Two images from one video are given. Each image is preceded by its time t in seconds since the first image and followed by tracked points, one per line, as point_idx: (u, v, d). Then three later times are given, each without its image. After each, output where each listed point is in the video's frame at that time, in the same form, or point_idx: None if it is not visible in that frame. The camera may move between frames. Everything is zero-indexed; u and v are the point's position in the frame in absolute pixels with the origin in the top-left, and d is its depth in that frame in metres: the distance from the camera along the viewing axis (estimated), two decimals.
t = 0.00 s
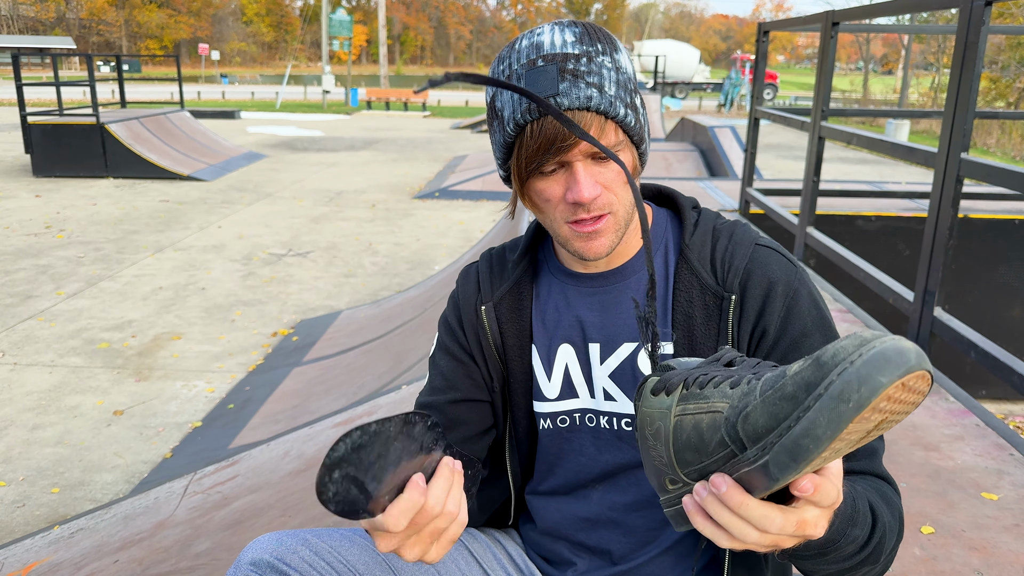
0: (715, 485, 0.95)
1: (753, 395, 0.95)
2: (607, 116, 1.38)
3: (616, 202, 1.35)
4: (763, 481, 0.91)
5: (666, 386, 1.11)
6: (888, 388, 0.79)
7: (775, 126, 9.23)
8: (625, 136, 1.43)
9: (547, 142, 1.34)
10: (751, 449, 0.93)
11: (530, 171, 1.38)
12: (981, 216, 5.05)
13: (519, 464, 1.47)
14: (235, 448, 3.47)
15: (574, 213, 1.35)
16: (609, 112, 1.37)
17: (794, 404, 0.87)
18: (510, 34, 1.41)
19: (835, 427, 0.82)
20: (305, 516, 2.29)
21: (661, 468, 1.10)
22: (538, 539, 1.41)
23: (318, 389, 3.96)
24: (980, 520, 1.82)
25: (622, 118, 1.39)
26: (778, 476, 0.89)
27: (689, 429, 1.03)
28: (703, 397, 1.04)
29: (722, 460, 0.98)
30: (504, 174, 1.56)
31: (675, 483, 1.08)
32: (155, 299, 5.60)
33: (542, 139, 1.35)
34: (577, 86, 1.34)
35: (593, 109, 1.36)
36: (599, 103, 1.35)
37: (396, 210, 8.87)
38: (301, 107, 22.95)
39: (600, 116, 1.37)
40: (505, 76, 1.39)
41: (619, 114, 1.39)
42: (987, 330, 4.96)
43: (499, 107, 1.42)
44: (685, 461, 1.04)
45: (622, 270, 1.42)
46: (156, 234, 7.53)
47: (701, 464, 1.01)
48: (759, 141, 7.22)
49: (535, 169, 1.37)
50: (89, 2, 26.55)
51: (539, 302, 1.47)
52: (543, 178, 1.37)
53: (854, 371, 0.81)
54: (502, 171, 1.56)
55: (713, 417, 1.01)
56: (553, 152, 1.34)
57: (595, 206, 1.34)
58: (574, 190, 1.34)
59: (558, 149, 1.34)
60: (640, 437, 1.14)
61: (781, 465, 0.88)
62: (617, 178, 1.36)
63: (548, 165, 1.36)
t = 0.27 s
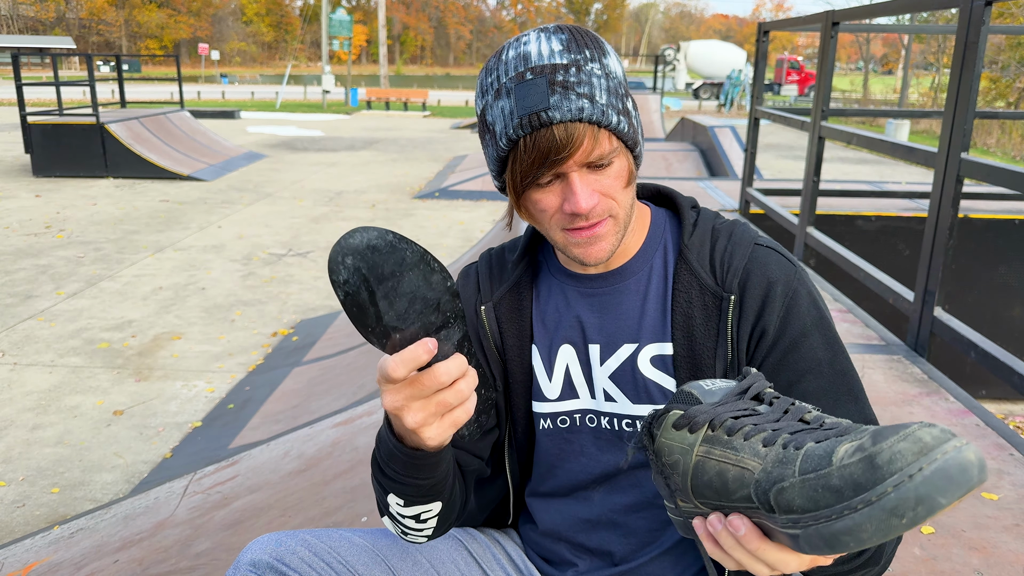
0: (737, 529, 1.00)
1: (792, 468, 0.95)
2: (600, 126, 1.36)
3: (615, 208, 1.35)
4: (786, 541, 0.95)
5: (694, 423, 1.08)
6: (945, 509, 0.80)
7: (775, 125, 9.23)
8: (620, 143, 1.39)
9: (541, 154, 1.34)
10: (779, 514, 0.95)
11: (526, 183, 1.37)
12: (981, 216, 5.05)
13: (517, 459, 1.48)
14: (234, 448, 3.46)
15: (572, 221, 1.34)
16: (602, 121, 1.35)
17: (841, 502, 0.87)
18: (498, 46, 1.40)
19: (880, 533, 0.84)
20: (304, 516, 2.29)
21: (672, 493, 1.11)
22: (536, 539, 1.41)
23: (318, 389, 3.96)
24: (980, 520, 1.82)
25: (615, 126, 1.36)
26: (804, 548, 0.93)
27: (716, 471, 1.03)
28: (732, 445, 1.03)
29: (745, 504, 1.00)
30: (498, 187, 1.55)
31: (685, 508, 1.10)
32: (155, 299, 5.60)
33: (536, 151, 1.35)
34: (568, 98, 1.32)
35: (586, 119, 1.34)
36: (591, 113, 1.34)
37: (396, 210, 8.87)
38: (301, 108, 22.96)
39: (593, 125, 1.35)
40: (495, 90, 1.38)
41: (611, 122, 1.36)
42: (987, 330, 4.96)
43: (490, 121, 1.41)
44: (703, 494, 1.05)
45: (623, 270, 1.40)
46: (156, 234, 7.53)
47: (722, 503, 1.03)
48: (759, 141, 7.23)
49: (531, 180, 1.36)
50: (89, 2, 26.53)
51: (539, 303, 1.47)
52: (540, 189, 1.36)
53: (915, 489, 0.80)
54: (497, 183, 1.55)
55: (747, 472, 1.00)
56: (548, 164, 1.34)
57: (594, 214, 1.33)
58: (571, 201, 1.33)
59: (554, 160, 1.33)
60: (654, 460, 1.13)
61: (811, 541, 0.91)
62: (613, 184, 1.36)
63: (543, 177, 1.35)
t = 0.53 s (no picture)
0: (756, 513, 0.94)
1: (787, 419, 0.91)
2: (599, 123, 1.35)
3: (617, 207, 1.35)
4: (809, 500, 0.90)
5: (683, 415, 1.06)
6: (938, 402, 0.77)
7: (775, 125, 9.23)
8: (621, 141, 1.39)
9: (540, 154, 1.34)
10: (791, 474, 0.89)
11: (526, 183, 1.37)
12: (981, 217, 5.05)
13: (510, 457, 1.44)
14: (235, 448, 3.47)
15: (573, 222, 1.34)
16: (602, 119, 1.34)
17: (841, 431, 0.83)
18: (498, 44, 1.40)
19: (889, 448, 0.80)
20: (305, 516, 2.30)
21: (687, 495, 1.06)
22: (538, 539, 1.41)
23: (317, 389, 3.96)
24: (980, 520, 1.82)
25: (615, 124, 1.36)
26: (827, 499, 0.87)
27: (716, 456, 0.99)
28: (727, 423, 0.99)
29: (756, 485, 0.95)
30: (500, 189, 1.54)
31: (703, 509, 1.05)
32: (155, 299, 5.60)
33: (535, 151, 1.35)
34: (567, 97, 1.32)
35: (585, 117, 1.33)
36: (591, 112, 1.33)
37: (396, 210, 8.88)
38: (301, 108, 22.96)
39: (592, 124, 1.34)
40: (493, 90, 1.38)
41: (611, 120, 1.36)
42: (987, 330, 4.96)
43: (490, 121, 1.41)
44: (717, 490, 1.00)
45: (627, 271, 1.41)
46: (156, 234, 7.53)
47: (733, 490, 0.98)
48: (759, 141, 7.23)
49: (531, 180, 1.36)
50: (89, 2, 26.51)
51: (541, 300, 1.47)
52: (540, 189, 1.37)
53: (903, 391, 0.77)
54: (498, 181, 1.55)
55: (744, 445, 0.96)
56: (548, 164, 1.34)
57: (595, 213, 1.33)
58: (572, 201, 1.33)
59: (553, 160, 1.33)
60: (659, 467, 1.09)
61: (831, 488, 0.86)
62: (614, 184, 1.36)
63: (544, 177, 1.35)
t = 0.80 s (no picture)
0: (690, 502, 0.92)
1: (688, 395, 0.91)
2: (599, 121, 1.35)
3: (617, 206, 1.35)
4: (726, 476, 0.87)
5: (616, 418, 1.06)
6: (796, 345, 0.78)
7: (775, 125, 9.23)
8: (621, 139, 1.38)
9: (540, 152, 1.34)
10: (701, 448, 0.88)
11: (526, 180, 1.37)
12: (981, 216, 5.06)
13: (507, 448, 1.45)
14: (235, 448, 3.47)
15: (573, 220, 1.34)
16: (601, 117, 1.34)
17: (725, 392, 0.83)
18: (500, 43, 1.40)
19: (763, 397, 0.80)
20: (304, 516, 2.30)
21: (635, 500, 1.04)
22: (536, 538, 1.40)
23: (318, 389, 3.97)
24: (980, 520, 1.82)
25: (614, 122, 1.35)
26: (734, 465, 0.85)
27: (643, 451, 0.98)
28: (649, 416, 0.99)
29: (683, 475, 0.94)
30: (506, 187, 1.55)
31: (655, 512, 1.02)
32: (155, 299, 5.60)
33: (534, 148, 1.35)
34: (565, 95, 1.32)
35: (583, 116, 1.33)
36: (589, 110, 1.33)
37: (396, 210, 8.88)
38: (301, 108, 22.96)
39: (591, 122, 1.34)
40: (495, 89, 1.39)
41: (611, 118, 1.35)
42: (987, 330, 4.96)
43: (492, 119, 1.42)
44: (660, 488, 0.98)
45: (631, 270, 1.41)
46: (156, 234, 7.53)
47: (669, 483, 0.96)
48: (759, 141, 7.23)
49: (531, 179, 1.37)
50: (89, 3, 26.50)
51: (548, 296, 1.47)
52: (541, 188, 1.37)
53: (763, 339, 0.79)
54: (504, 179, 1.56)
55: (662, 432, 0.96)
56: (547, 162, 1.34)
57: (595, 212, 1.33)
58: (571, 198, 1.33)
59: (552, 158, 1.33)
60: (605, 474, 1.07)
61: (731, 451, 0.84)
62: (614, 182, 1.36)
63: (543, 175, 1.35)
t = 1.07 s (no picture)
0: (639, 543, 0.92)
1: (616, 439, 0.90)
2: (594, 127, 1.33)
3: (614, 210, 1.35)
4: (665, 506, 0.87)
5: (555, 479, 1.01)
6: (700, 366, 0.81)
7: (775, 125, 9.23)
8: (618, 143, 1.36)
9: (534, 157, 1.34)
10: (639, 485, 0.88)
11: (522, 186, 1.37)
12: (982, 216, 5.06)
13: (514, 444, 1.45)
14: (235, 448, 3.47)
15: (572, 224, 1.34)
16: (595, 123, 1.32)
17: (652, 426, 0.83)
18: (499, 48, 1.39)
19: (680, 419, 0.81)
20: (304, 516, 2.30)
21: (586, 551, 1.00)
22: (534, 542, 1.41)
23: (318, 389, 3.97)
24: (980, 520, 1.82)
25: (609, 127, 1.33)
26: (669, 492, 0.86)
27: (584, 503, 0.95)
28: (584, 470, 0.96)
29: (627, 517, 0.92)
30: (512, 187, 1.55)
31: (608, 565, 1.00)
32: (155, 299, 5.60)
33: (529, 153, 1.34)
34: (557, 101, 1.30)
35: (576, 122, 1.31)
36: (582, 116, 1.31)
37: (396, 210, 8.88)
38: (301, 108, 22.97)
39: (585, 128, 1.32)
40: (493, 93, 1.38)
41: (606, 122, 1.33)
42: (987, 330, 4.96)
43: (491, 123, 1.42)
44: (607, 536, 0.95)
45: (633, 270, 1.41)
46: (156, 234, 7.53)
47: (616, 532, 0.94)
48: (758, 141, 7.23)
49: (527, 184, 1.37)
50: (89, 3, 26.50)
51: (556, 289, 1.48)
52: (536, 193, 1.37)
53: (669, 365, 0.82)
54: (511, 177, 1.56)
55: (600, 480, 0.93)
56: (540, 168, 1.34)
57: (590, 217, 1.33)
58: (567, 203, 1.33)
59: (545, 164, 1.33)
60: (552, 541, 1.02)
61: (664, 478, 0.85)
62: (611, 186, 1.35)
63: (537, 181, 1.35)
